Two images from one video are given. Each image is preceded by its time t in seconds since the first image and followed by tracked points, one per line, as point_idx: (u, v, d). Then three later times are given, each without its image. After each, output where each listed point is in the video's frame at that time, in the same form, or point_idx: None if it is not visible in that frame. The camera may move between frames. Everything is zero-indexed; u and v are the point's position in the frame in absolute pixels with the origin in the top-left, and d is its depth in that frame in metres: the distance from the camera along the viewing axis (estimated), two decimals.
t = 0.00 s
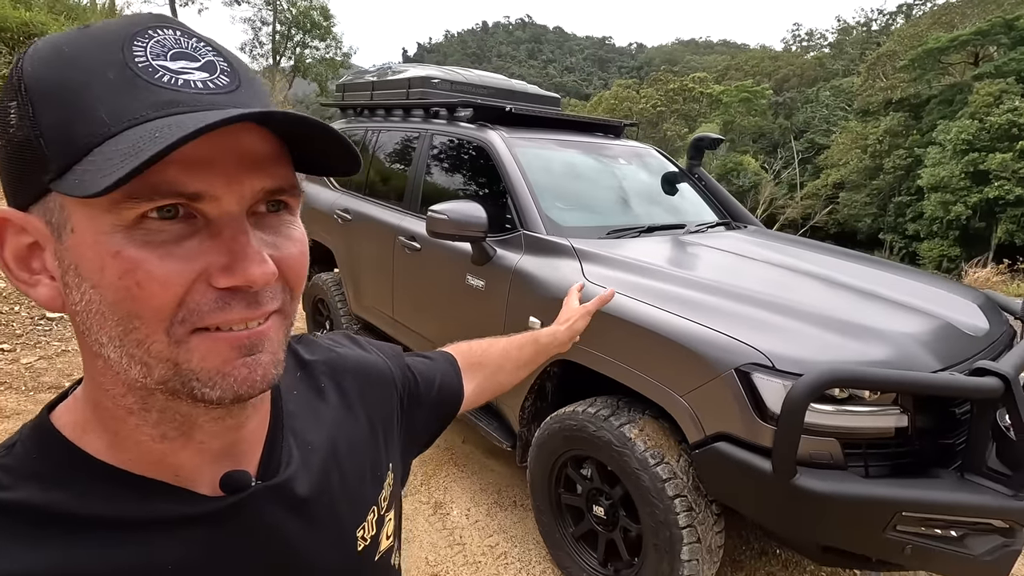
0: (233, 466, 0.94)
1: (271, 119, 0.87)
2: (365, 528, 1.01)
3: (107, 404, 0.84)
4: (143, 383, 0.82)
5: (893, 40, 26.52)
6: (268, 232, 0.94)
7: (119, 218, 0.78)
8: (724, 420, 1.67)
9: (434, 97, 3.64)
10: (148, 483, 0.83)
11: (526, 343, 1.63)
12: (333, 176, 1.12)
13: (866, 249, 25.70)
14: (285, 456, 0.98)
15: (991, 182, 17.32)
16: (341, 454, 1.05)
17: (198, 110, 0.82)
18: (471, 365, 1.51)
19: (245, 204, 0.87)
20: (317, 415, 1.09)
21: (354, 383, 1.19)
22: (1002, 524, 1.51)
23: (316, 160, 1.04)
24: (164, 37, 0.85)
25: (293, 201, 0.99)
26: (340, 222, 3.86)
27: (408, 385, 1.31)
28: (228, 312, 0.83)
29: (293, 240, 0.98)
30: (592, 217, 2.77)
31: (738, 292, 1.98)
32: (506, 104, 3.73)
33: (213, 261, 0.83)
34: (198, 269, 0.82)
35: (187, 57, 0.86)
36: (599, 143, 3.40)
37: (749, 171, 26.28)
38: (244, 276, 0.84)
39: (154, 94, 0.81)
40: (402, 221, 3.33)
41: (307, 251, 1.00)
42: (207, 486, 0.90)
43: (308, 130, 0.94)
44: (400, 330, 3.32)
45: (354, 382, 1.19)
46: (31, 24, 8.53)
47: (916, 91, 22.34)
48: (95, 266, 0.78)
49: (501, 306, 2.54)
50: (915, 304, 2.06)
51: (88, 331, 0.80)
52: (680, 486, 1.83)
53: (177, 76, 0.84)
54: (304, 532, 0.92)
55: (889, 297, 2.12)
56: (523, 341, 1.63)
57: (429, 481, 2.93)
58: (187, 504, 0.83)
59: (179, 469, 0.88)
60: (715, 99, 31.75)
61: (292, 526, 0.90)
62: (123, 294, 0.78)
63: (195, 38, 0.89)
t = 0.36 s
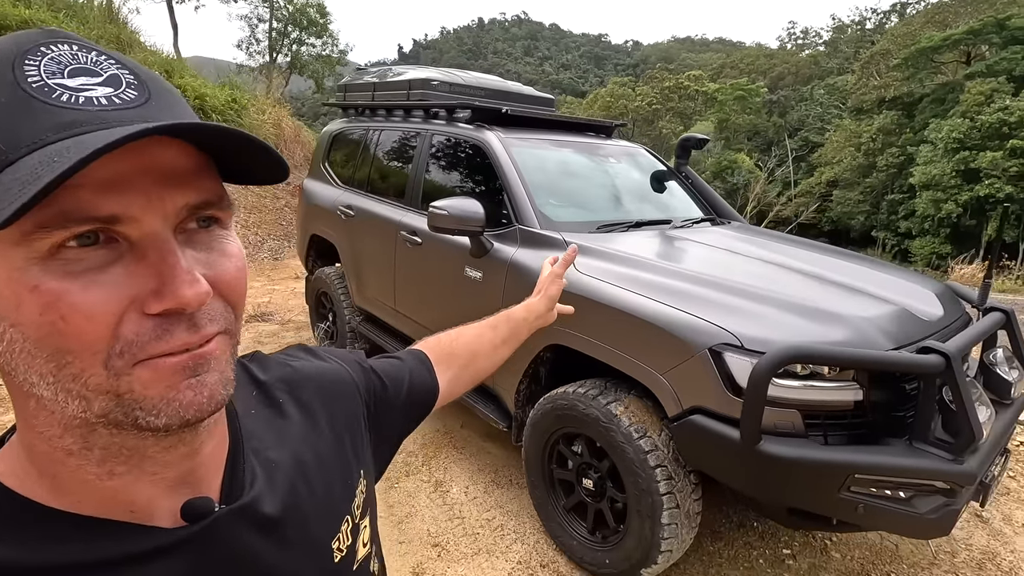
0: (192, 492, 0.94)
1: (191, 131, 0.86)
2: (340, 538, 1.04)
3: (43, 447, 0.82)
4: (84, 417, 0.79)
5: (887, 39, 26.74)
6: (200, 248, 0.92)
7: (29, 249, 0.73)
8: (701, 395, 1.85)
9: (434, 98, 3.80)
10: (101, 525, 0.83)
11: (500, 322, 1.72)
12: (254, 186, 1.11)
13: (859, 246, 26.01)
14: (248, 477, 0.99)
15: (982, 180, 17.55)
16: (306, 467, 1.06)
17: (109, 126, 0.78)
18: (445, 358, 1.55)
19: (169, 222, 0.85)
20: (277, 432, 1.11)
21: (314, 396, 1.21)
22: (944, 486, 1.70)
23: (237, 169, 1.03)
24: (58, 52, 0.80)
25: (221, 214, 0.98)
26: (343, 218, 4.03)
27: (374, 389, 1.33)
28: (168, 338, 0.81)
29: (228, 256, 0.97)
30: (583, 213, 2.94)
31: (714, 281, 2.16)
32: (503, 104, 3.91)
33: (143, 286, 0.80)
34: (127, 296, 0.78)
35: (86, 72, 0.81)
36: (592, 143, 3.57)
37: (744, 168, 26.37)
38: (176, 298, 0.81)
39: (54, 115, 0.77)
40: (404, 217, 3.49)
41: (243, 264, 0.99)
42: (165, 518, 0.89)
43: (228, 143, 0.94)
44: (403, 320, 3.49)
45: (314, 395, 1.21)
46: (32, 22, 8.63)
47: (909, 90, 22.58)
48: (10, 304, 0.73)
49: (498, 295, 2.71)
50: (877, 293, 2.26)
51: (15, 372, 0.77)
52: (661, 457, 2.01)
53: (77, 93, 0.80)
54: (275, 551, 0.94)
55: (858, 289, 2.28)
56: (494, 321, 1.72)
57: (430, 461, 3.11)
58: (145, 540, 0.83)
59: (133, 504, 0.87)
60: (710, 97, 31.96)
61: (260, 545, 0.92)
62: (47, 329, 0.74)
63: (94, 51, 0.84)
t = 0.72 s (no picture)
0: (179, 489, 0.92)
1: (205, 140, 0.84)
2: (335, 522, 1.05)
3: (19, 451, 0.78)
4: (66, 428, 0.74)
5: (867, 37, 27.19)
6: (197, 250, 0.88)
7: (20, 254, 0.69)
8: (682, 377, 1.95)
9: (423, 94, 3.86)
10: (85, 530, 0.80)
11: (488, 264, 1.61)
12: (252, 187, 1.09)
13: (841, 241, 26.49)
14: (235, 468, 0.98)
15: (959, 177, 17.96)
16: (295, 457, 1.06)
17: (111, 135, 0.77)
18: (431, 321, 1.51)
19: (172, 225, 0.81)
20: (262, 423, 1.09)
21: (297, 384, 1.19)
22: (907, 459, 1.82)
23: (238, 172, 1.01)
24: (47, 35, 0.75)
25: (220, 214, 0.94)
26: (333, 213, 4.07)
27: (358, 373, 1.33)
28: (166, 348, 0.77)
29: (224, 259, 0.93)
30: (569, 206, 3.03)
31: (695, 269, 2.26)
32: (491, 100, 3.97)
33: (143, 293, 0.76)
34: (125, 304, 0.74)
35: (83, 59, 0.77)
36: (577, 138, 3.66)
37: (728, 165, 26.73)
38: (180, 308, 0.78)
39: (54, 111, 0.73)
40: (394, 211, 3.54)
41: (236, 267, 0.95)
42: (150, 518, 0.87)
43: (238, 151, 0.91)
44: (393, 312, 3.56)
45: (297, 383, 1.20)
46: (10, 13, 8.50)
47: (888, 88, 23.01)
48: None
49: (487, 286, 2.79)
50: (849, 280, 2.38)
51: None
52: (645, 437, 2.11)
53: (75, 85, 0.76)
54: (271, 539, 0.93)
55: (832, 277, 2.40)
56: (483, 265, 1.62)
57: (422, 449, 3.19)
58: (132, 541, 0.81)
59: (116, 507, 0.84)
60: (694, 94, 32.26)
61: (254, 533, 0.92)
62: (35, 339, 0.69)
63: (85, 33, 0.79)
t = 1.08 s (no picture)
0: (221, 491, 0.96)
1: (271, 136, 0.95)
2: (371, 539, 1.07)
3: (86, 444, 0.87)
4: (141, 416, 0.84)
5: (849, 35, 27.47)
6: (256, 248, 1.02)
7: (114, 247, 0.80)
8: (676, 379, 1.94)
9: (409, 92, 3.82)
10: (130, 527, 0.85)
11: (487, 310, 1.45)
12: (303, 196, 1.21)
13: (824, 237, 26.81)
14: (274, 478, 1.02)
15: (939, 174, 18.24)
16: (333, 472, 1.09)
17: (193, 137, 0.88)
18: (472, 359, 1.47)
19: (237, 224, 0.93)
20: (301, 436, 1.13)
21: (335, 399, 1.24)
22: (898, 457, 1.83)
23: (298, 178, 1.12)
24: (138, 56, 0.90)
25: (276, 217, 1.06)
26: (320, 213, 4.02)
27: (394, 391, 1.35)
28: (236, 336, 0.88)
29: (272, 260, 1.05)
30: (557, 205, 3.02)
31: (686, 270, 2.26)
32: (479, 99, 3.95)
33: (216, 284, 0.87)
34: (200, 295, 0.85)
35: (167, 76, 0.91)
36: (566, 137, 3.65)
37: (713, 162, 26.91)
38: (248, 297, 0.89)
39: (144, 117, 0.86)
40: (382, 211, 3.50)
41: (287, 264, 1.09)
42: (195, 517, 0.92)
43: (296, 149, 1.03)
44: (382, 313, 3.52)
45: (336, 399, 1.24)
46: None
47: (870, 86, 23.28)
48: (90, 300, 0.78)
49: (478, 288, 2.77)
50: (838, 280, 2.40)
51: (76, 366, 0.82)
52: (638, 439, 2.10)
53: (162, 97, 0.90)
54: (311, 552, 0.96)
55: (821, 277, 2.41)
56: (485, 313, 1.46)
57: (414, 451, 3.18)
58: (173, 540, 0.85)
59: (165, 504, 0.90)
60: (680, 91, 32.39)
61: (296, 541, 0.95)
62: (128, 325, 0.80)
63: (167, 55, 0.94)
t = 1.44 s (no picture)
0: (274, 490, 0.99)
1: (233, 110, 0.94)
2: (410, 553, 1.07)
3: (135, 435, 0.90)
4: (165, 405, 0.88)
5: (836, 36, 27.72)
6: (263, 237, 1.01)
7: (111, 241, 0.84)
8: (673, 384, 1.93)
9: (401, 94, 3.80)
10: (181, 515, 0.88)
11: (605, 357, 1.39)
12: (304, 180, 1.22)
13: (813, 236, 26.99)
14: (322, 478, 1.03)
15: (925, 173, 18.42)
16: (378, 477, 1.10)
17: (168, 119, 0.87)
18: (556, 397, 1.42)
19: (231, 211, 0.94)
20: (352, 439, 1.15)
21: (381, 404, 1.26)
22: (895, 460, 1.83)
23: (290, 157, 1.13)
24: (128, 62, 0.93)
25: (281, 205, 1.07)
26: (310, 215, 3.98)
27: (443, 403, 1.33)
28: (233, 320, 0.89)
29: (288, 244, 1.05)
30: (551, 207, 3.00)
31: (682, 273, 2.25)
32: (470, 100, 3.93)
33: (210, 272, 0.89)
34: (196, 282, 0.87)
35: (153, 77, 0.93)
36: (559, 139, 3.64)
37: (702, 162, 27.00)
38: (241, 282, 0.90)
39: (122, 115, 0.87)
40: (374, 213, 3.47)
41: (302, 253, 1.07)
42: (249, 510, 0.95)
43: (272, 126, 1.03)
44: (375, 317, 3.48)
45: (383, 404, 1.26)
46: None
47: (857, 86, 23.49)
48: (97, 296, 0.84)
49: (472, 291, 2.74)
50: (831, 282, 2.40)
51: (103, 362, 0.87)
52: (635, 444, 2.09)
53: (145, 95, 0.90)
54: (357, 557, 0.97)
55: (815, 279, 2.42)
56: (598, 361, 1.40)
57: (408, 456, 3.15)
58: (220, 532, 0.88)
59: (216, 493, 0.93)
60: (669, 91, 32.49)
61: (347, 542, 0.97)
62: (129, 316, 0.84)
63: (160, 60, 0.96)
